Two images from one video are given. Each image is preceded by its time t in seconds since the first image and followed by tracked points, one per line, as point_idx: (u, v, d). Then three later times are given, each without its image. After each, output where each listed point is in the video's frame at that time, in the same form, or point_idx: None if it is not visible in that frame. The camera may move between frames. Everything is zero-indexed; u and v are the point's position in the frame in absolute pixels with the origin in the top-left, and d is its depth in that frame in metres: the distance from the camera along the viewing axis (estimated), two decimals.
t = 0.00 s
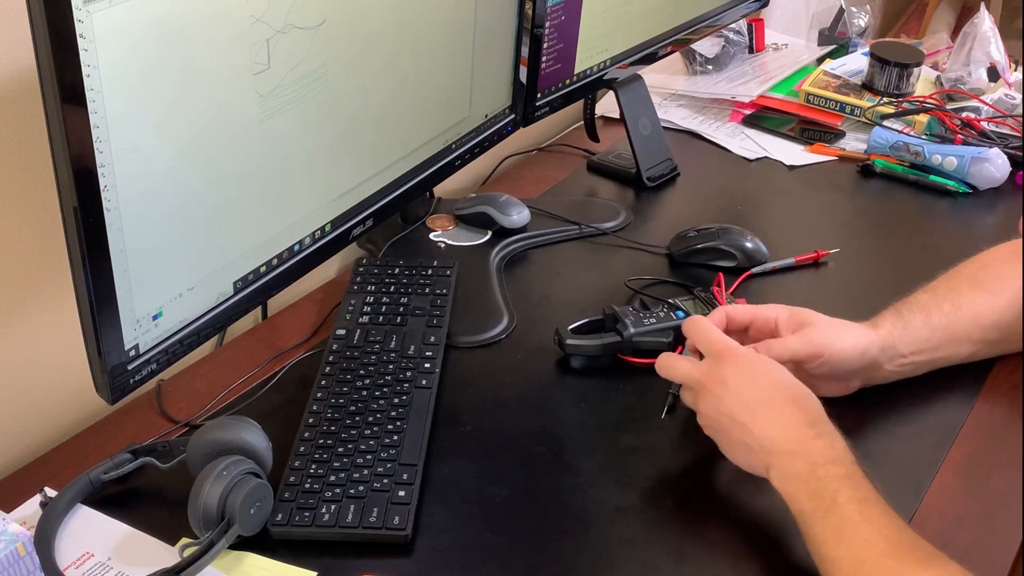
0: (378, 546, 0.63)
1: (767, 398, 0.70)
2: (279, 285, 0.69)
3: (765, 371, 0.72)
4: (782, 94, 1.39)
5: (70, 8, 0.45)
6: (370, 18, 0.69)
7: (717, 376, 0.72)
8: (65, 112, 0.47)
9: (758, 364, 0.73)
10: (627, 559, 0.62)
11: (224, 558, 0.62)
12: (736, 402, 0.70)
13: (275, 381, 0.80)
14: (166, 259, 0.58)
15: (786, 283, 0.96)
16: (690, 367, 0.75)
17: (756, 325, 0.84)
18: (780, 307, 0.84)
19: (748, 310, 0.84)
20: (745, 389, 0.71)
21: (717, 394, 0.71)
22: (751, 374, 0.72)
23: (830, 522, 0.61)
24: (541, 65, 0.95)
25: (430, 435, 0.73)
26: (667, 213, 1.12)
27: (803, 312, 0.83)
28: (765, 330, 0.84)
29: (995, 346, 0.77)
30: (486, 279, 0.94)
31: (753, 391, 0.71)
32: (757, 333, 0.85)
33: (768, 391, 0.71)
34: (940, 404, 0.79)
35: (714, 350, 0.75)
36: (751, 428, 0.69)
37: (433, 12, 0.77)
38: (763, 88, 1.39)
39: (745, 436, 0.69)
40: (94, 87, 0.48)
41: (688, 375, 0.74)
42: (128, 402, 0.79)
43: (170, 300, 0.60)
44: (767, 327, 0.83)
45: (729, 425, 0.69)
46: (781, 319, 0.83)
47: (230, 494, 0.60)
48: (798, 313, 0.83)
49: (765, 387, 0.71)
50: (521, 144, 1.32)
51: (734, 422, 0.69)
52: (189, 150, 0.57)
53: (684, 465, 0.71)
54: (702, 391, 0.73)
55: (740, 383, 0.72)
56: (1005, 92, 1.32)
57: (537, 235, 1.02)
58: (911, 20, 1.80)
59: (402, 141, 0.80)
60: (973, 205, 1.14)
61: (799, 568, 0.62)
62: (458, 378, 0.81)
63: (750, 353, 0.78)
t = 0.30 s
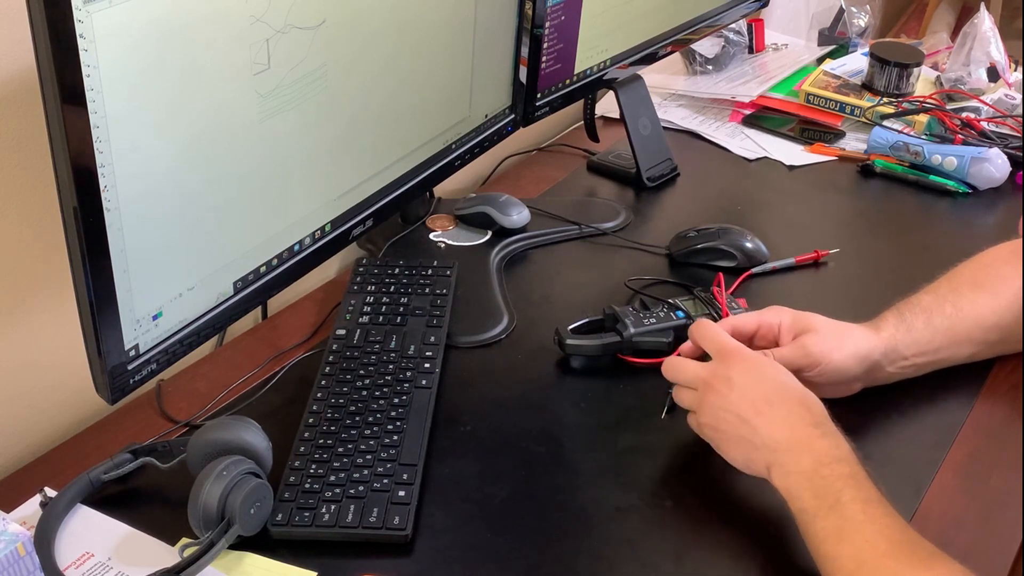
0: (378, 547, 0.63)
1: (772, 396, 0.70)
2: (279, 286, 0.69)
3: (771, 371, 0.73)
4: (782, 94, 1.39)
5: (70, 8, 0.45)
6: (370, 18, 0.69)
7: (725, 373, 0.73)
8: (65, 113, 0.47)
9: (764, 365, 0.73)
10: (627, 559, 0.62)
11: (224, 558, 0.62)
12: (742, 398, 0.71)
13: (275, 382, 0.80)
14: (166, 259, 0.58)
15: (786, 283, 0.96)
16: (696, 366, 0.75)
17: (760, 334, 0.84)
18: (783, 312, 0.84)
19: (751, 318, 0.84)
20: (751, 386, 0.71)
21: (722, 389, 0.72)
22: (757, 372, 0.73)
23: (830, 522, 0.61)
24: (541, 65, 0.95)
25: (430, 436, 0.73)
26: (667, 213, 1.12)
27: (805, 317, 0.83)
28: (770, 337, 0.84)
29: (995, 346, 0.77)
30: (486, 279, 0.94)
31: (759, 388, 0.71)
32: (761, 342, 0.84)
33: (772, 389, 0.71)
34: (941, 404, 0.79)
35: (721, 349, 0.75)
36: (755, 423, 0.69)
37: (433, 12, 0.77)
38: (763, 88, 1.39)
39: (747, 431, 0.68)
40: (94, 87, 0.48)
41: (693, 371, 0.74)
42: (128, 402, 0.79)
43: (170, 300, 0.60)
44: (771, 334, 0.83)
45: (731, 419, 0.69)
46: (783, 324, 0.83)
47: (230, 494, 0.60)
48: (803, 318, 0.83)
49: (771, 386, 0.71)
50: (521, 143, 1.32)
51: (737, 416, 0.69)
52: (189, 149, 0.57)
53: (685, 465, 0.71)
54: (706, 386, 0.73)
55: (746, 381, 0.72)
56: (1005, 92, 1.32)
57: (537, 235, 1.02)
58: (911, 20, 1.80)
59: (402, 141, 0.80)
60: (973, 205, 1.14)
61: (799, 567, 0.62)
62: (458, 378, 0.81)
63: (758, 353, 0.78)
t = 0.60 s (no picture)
0: (378, 547, 0.63)
1: (763, 396, 0.71)
2: (279, 286, 0.69)
3: (760, 371, 0.73)
4: (782, 94, 1.39)
5: (70, 8, 0.45)
6: (370, 18, 0.69)
7: (715, 374, 0.73)
8: (65, 113, 0.47)
9: (753, 365, 0.74)
10: (626, 559, 0.62)
11: (225, 558, 0.62)
12: (733, 397, 0.71)
13: (275, 381, 0.80)
14: (167, 259, 0.58)
15: (786, 283, 0.96)
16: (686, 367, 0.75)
17: (756, 329, 0.84)
18: (781, 309, 0.84)
19: (750, 314, 0.83)
20: (741, 387, 0.71)
21: (712, 391, 0.72)
22: (745, 374, 0.73)
23: (830, 522, 0.61)
24: (541, 65, 0.95)
25: (430, 436, 0.73)
26: (667, 213, 1.12)
27: (805, 314, 0.83)
28: (768, 335, 0.84)
29: (995, 346, 0.77)
30: (486, 279, 0.94)
31: (748, 388, 0.71)
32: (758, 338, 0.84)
33: (762, 390, 0.71)
34: (941, 404, 0.79)
35: (709, 350, 0.76)
36: (747, 426, 0.69)
37: (433, 12, 0.77)
38: (762, 88, 1.39)
39: (738, 434, 0.69)
40: (94, 87, 0.48)
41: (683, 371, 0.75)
42: (128, 402, 0.79)
43: (170, 300, 0.60)
44: (769, 331, 0.83)
45: (724, 421, 0.70)
46: (781, 322, 0.83)
47: (230, 494, 0.60)
48: (802, 316, 0.83)
49: (759, 387, 0.71)
50: (521, 143, 1.32)
51: (726, 417, 0.70)
52: (189, 149, 0.57)
53: (684, 464, 0.71)
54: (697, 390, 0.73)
55: (734, 382, 0.72)
56: (1005, 92, 1.32)
57: (537, 236, 1.02)
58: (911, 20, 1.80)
59: (402, 141, 0.80)
60: (973, 205, 1.14)
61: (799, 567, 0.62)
62: (458, 378, 0.81)
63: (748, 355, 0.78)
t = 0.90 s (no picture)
0: (379, 547, 0.63)
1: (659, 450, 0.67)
2: (279, 286, 0.69)
3: (642, 437, 0.68)
4: (782, 94, 1.39)
5: (70, 8, 0.45)
6: (370, 18, 0.69)
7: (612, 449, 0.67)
8: (65, 113, 0.47)
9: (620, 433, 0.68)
10: (626, 560, 0.62)
11: (224, 558, 0.62)
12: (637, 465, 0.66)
13: (274, 381, 0.80)
14: (166, 259, 0.58)
15: (786, 283, 0.96)
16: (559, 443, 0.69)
17: (749, 322, 0.84)
18: (773, 303, 0.85)
19: (742, 306, 0.85)
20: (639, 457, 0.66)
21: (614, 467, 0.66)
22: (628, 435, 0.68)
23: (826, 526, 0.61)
24: (541, 65, 0.95)
25: (430, 435, 0.73)
26: (667, 213, 1.12)
27: (797, 304, 0.84)
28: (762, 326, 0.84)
29: (995, 346, 0.77)
30: (486, 279, 0.94)
31: (642, 450, 0.67)
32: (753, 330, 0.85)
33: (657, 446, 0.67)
34: (940, 403, 0.79)
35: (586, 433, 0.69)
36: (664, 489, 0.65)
37: (433, 12, 0.77)
38: (762, 88, 1.39)
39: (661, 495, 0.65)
40: (94, 87, 0.48)
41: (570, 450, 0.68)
42: (128, 402, 0.79)
43: (170, 300, 0.60)
44: (763, 320, 0.84)
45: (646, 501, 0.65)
46: (776, 313, 0.84)
47: (230, 494, 0.60)
48: (795, 306, 0.84)
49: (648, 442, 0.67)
50: (521, 144, 1.32)
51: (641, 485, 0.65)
52: (189, 150, 0.57)
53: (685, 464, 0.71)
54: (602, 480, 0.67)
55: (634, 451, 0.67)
56: (1005, 92, 1.32)
57: (537, 235, 1.02)
58: (911, 20, 1.80)
59: (402, 141, 0.80)
60: (973, 205, 1.14)
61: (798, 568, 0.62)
62: (458, 378, 0.81)
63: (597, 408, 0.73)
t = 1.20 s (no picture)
0: (379, 546, 0.63)
1: (659, 443, 0.67)
2: (279, 285, 0.69)
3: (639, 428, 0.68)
4: (782, 94, 1.40)
5: (70, 8, 0.45)
6: (370, 18, 0.69)
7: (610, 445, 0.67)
8: (65, 114, 0.47)
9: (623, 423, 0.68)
10: (627, 559, 0.62)
11: (224, 558, 0.62)
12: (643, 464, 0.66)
13: (274, 382, 0.80)
14: (167, 259, 0.58)
15: (786, 283, 0.96)
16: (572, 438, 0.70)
17: (750, 324, 0.84)
18: (774, 304, 0.85)
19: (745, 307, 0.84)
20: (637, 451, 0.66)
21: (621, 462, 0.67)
22: (631, 423, 0.68)
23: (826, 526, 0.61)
24: (541, 65, 0.95)
25: (430, 436, 0.73)
26: (667, 213, 1.12)
27: (798, 304, 0.84)
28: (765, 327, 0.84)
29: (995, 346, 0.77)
30: (486, 279, 0.94)
31: (650, 442, 0.67)
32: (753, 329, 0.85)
33: (656, 440, 0.67)
34: (941, 403, 0.79)
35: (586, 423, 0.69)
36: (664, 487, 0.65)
37: (433, 12, 0.77)
38: (763, 88, 1.39)
39: (660, 494, 0.65)
40: (94, 87, 0.48)
41: (580, 444, 0.69)
42: (128, 402, 0.79)
43: (170, 300, 0.60)
44: (765, 321, 0.84)
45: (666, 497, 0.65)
46: (777, 313, 0.84)
47: (230, 494, 0.60)
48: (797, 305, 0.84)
49: (651, 429, 0.68)
50: (521, 144, 1.32)
51: (640, 477, 0.66)
52: (189, 149, 0.57)
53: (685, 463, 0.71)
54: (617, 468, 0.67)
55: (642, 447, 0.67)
56: (1005, 92, 1.32)
57: (537, 235, 1.02)
58: (911, 20, 1.80)
59: (402, 141, 0.80)
60: (973, 205, 1.14)
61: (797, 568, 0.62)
62: (458, 378, 0.81)
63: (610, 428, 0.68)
